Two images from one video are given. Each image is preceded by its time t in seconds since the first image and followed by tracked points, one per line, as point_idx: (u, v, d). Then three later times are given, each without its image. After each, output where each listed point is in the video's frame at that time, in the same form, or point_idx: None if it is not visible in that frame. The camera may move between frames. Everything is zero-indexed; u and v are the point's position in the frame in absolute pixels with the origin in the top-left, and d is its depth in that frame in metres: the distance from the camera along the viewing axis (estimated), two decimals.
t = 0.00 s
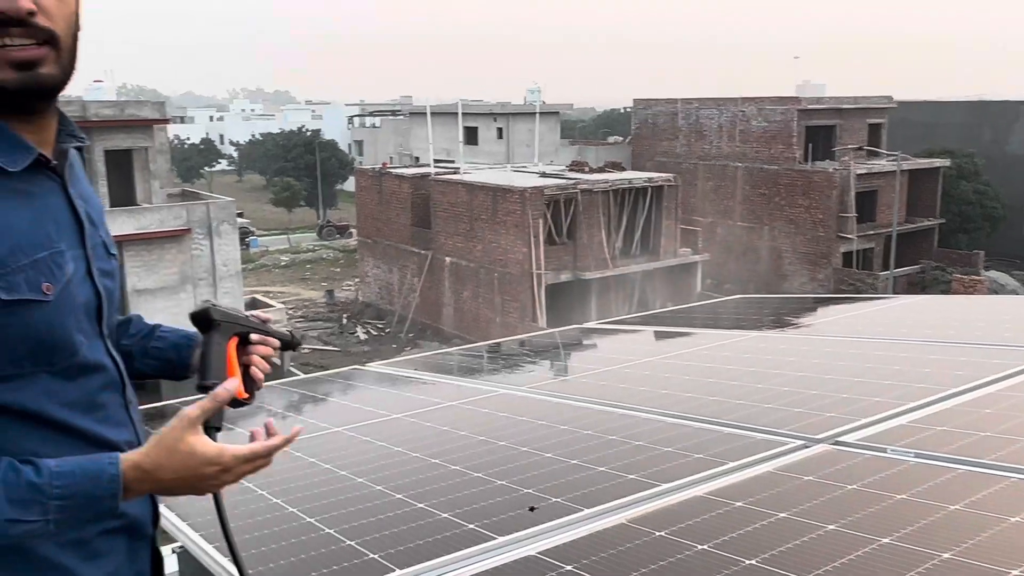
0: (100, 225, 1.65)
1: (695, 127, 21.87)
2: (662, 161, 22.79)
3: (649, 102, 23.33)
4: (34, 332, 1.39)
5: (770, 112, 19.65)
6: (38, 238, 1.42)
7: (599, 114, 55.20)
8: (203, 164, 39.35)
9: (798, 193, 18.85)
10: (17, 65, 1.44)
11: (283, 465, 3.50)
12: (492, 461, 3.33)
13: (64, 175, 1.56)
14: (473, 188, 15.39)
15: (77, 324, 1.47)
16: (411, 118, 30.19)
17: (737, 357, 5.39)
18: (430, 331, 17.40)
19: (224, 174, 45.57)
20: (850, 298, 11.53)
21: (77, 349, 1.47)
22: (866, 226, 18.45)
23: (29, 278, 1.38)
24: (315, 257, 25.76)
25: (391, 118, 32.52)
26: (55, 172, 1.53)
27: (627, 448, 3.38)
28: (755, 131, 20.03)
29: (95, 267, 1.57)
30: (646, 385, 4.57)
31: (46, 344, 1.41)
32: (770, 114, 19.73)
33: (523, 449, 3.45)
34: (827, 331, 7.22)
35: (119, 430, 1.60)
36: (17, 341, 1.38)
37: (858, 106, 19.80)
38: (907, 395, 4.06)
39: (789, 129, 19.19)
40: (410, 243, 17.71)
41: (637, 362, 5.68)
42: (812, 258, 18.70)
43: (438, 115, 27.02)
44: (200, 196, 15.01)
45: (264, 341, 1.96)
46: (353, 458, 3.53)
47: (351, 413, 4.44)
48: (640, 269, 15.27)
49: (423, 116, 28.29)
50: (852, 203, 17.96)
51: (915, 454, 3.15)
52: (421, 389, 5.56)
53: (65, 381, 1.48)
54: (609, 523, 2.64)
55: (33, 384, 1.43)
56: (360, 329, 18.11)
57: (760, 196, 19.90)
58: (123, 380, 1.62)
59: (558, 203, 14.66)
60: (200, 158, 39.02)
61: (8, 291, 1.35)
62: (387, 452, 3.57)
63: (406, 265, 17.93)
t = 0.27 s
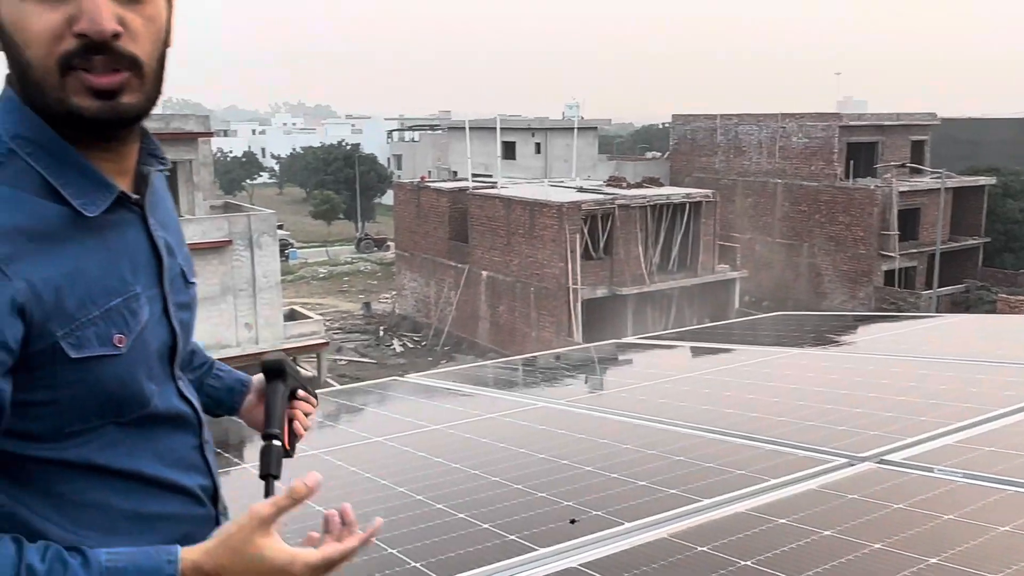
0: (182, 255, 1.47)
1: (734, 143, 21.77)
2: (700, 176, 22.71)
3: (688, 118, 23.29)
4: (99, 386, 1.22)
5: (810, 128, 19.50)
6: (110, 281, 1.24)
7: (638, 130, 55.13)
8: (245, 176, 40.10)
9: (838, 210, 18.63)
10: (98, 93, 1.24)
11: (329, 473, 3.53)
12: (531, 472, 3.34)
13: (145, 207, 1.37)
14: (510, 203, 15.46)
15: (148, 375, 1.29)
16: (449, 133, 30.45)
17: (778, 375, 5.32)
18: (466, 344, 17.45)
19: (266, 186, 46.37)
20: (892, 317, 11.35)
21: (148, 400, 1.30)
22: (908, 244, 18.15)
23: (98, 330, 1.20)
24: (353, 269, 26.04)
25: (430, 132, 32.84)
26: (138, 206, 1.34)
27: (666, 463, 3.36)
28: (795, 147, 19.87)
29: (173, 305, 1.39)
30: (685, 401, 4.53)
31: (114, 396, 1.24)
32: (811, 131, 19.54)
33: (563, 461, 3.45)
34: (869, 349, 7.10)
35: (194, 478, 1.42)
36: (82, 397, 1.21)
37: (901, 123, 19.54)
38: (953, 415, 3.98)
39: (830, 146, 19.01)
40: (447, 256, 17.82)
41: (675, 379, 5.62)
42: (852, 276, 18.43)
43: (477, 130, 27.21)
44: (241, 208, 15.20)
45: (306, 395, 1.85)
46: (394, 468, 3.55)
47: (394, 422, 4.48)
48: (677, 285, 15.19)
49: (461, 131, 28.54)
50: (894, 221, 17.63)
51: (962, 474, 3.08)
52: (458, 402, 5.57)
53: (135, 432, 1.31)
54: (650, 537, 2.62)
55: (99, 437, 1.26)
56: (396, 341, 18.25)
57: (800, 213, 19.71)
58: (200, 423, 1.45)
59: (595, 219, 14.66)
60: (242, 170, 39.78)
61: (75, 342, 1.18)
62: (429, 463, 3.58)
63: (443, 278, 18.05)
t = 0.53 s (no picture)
0: (264, 286, 1.41)
1: (774, 168, 21.63)
2: (739, 201, 22.61)
3: (727, 142, 23.23)
4: (191, 432, 1.12)
5: (852, 153, 19.34)
6: (204, 321, 1.15)
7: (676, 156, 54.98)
8: (285, 198, 40.75)
9: (880, 236, 18.40)
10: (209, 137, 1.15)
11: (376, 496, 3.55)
12: (577, 499, 3.33)
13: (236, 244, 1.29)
14: (547, 226, 15.49)
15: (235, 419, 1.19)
16: (488, 157, 30.70)
17: (821, 404, 5.24)
18: (501, 367, 17.44)
19: (306, 208, 47.07)
20: (938, 346, 11.12)
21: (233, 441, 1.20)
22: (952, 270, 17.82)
23: (193, 377, 1.09)
24: (391, 291, 26.29)
25: (469, 156, 33.16)
26: (230, 243, 1.27)
27: (713, 492, 3.34)
28: (836, 172, 19.71)
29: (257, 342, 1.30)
30: (727, 429, 4.48)
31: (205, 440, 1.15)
32: (852, 156, 19.43)
33: (609, 488, 3.44)
34: (915, 379, 6.96)
35: (269, 517, 1.33)
36: (173, 443, 1.11)
37: (946, 148, 19.26)
38: (1005, 448, 3.88)
39: (872, 170, 18.80)
40: (484, 279, 17.89)
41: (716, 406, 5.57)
42: (894, 302, 18.13)
43: (515, 154, 27.39)
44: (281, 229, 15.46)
45: (346, 435, 1.82)
46: (439, 493, 3.56)
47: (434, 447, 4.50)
48: (716, 310, 15.07)
49: (501, 155, 28.77)
50: (937, 246, 17.31)
51: (1017, 510, 3.00)
52: (497, 425, 5.57)
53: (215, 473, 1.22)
54: (698, 567, 2.59)
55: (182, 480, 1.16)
56: (432, 363, 18.31)
57: (842, 238, 19.47)
58: (277, 459, 1.36)
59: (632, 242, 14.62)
60: (283, 192, 40.45)
61: (174, 388, 1.08)
62: (474, 489, 3.59)
63: (480, 301, 18.09)
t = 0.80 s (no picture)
0: (331, 328, 1.61)
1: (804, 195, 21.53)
2: (769, 228, 22.50)
3: (756, 169, 23.19)
4: (276, 470, 1.29)
5: (882, 180, 19.14)
6: (285, 371, 1.34)
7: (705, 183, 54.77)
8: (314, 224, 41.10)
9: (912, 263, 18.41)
10: (320, 198, 1.39)
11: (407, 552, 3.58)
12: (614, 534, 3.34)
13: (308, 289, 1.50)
14: (575, 253, 15.47)
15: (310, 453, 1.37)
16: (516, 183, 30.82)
17: (853, 438, 5.23)
18: (529, 394, 17.35)
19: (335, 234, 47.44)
20: (975, 377, 10.93)
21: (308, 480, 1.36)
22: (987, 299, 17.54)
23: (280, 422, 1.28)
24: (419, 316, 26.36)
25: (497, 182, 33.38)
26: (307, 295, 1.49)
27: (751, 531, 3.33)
28: (866, 200, 19.37)
29: (323, 372, 1.49)
30: (756, 462, 4.50)
31: (284, 483, 1.31)
32: (883, 182, 19.14)
33: (649, 526, 3.43)
34: (951, 414, 6.85)
35: (341, 562, 1.46)
36: (262, 481, 1.28)
37: (978, 175, 19.08)
38: None
39: (903, 197, 18.64)
40: (511, 305, 17.87)
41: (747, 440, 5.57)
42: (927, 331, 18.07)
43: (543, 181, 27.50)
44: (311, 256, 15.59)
45: (397, 450, 1.91)
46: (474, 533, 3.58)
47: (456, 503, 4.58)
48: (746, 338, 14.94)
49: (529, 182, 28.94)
50: (970, 273, 17.33)
51: None
52: (527, 457, 5.60)
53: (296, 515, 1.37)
54: None
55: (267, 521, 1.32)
56: (459, 389, 18.28)
57: (873, 266, 19.27)
58: (344, 505, 1.50)
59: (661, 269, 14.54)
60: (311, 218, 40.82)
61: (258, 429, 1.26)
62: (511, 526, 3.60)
63: (508, 327, 18.05)
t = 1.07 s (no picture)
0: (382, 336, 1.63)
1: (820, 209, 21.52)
2: (785, 243, 22.52)
3: (772, 183, 23.22)
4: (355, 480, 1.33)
5: (900, 195, 19.21)
6: (362, 382, 1.38)
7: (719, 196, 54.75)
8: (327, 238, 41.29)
9: (931, 279, 18.07)
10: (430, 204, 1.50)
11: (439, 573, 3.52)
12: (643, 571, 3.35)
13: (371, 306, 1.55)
14: (592, 268, 15.48)
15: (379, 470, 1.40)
16: (529, 197, 30.89)
17: (880, 470, 5.16)
18: (545, 409, 17.35)
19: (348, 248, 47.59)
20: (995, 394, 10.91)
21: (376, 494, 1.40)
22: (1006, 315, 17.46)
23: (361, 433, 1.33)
24: (434, 330, 26.47)
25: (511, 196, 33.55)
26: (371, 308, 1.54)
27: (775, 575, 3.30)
28: (884, 214, 19.49)
29: (384, 382, 1.55)
30: (779, 499, 4.46)
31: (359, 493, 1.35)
32: (901, 197, 19.24)
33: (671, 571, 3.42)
34: (973, 432, 6.89)
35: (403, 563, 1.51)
36: (343, 493, 1.32)
37: (997, 191, 19.08)
38: None
39: (921, 213, 18.64)
40: (527, 320, 17.91)
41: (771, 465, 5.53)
42: (945, 348, 17.71)
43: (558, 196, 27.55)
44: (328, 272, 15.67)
45: (423, 449, 1.85)
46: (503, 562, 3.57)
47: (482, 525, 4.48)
48: (764, 353, 14.94)
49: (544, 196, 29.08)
50: (989, 290, 17.27)
51: None
52: (550, 475, 5.57)
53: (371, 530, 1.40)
54: None
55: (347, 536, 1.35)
56: (475, 404, 18.30)
57: (891, 281, 19.22)
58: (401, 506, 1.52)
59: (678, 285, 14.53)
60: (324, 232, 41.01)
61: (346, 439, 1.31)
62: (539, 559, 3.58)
63: (523, 341, 18.05)
